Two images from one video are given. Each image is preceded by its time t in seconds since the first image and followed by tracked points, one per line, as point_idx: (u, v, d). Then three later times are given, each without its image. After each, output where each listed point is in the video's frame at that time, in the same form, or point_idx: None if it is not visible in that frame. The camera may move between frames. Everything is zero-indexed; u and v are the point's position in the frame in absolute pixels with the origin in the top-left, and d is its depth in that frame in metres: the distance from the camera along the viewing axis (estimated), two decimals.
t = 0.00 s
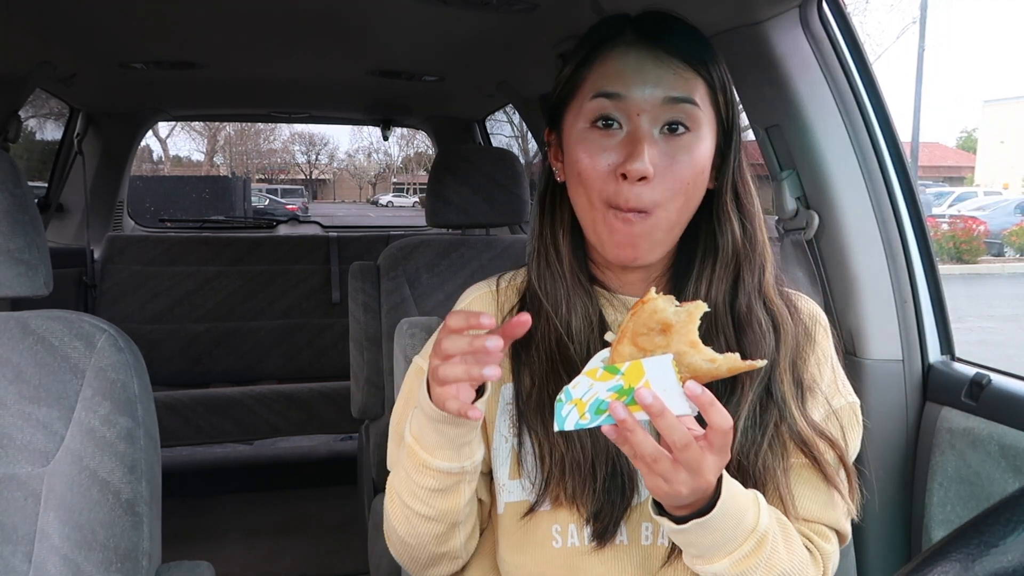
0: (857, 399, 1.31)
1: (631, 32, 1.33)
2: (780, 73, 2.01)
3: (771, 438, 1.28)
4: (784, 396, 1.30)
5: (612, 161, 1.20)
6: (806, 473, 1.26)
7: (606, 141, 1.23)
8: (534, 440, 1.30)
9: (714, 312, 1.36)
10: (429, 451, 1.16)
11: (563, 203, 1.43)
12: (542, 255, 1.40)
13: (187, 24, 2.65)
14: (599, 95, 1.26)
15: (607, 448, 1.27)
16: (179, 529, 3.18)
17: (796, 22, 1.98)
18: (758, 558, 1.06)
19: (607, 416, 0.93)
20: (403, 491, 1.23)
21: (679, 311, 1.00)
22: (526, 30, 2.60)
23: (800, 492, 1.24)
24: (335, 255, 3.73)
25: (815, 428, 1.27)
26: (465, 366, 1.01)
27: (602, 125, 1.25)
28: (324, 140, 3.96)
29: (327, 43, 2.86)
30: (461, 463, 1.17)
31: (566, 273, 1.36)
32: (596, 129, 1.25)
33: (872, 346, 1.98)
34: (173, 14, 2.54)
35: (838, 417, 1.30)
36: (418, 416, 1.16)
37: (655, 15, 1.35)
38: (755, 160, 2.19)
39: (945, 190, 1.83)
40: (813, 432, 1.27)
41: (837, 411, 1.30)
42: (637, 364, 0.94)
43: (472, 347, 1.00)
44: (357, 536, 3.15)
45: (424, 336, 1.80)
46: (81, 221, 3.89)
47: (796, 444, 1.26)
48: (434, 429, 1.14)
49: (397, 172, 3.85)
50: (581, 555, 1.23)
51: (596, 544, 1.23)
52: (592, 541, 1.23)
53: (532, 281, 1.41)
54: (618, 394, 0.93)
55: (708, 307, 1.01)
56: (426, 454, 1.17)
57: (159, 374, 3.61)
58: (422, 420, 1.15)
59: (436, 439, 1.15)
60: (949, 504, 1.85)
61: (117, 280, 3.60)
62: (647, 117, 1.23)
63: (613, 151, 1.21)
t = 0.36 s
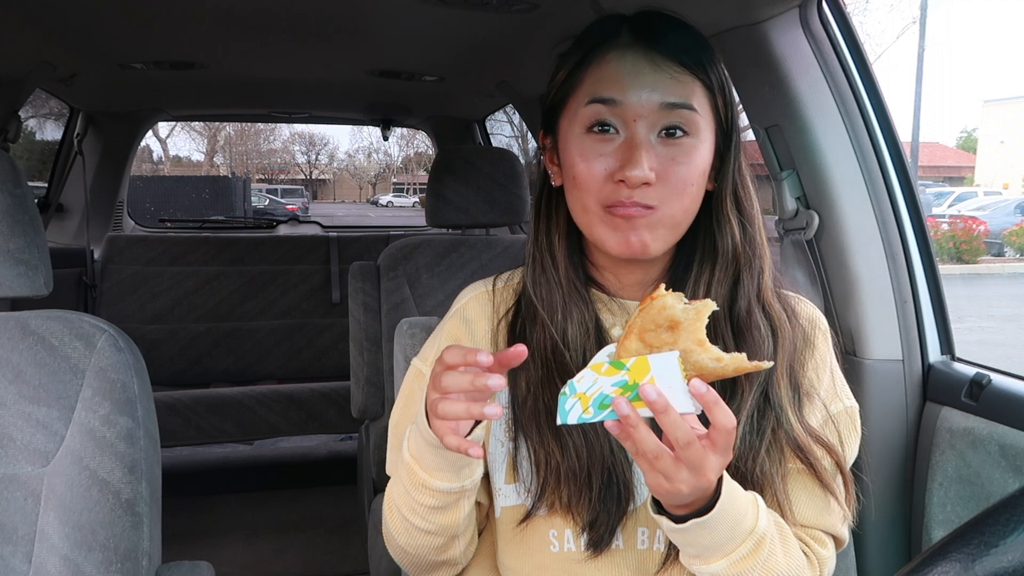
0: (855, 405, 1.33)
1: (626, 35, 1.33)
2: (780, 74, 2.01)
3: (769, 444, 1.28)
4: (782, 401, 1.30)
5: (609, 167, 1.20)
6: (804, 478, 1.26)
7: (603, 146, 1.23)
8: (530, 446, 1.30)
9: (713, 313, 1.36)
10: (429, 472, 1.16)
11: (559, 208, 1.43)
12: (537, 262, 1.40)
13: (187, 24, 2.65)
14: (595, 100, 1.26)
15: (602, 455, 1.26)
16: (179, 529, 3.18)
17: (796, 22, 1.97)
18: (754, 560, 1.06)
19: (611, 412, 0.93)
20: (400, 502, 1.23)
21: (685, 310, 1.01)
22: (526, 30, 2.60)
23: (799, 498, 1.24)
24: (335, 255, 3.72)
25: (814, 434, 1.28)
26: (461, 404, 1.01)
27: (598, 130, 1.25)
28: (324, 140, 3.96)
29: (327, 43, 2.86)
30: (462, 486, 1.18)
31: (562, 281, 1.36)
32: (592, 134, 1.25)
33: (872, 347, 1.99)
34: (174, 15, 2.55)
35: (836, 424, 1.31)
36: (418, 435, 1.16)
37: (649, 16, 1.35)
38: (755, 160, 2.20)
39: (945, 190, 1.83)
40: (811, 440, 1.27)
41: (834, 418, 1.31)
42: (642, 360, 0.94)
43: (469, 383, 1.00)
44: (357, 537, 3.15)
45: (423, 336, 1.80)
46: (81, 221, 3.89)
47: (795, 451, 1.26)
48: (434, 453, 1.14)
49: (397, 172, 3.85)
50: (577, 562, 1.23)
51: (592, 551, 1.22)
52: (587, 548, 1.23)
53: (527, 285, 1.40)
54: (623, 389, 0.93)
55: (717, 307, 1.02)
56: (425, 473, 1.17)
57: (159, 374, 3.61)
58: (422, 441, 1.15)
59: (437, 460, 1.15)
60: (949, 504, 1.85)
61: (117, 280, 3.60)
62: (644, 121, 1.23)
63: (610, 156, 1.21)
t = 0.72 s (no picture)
0: (856, 402, 1.32)
1: (621, 42, 1.33)
2: (780, 74, 2.01)
3: (771, 442, 1.28)
4: (784, 399, 1.30)
5: (608, 176, 1.20)
6: (808, 477, 1.26)
7: (601, 156, 1.22)
8: (532, 446, 1.30)
9: (714, 313, 1.36)
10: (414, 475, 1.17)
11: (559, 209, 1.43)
12: (538, 263, 1.40)
13: (187, 24, 2.65)
14: (592, 109, 1.26)
15: (606, 456, 1.26)
16: (179, 529, 3.18)
17: (796, 22, 1.97)
18: (763, 561, 1.06)
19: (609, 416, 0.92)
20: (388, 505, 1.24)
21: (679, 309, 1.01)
22: (526, 30, 2.60)
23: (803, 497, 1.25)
24: (335, 255, 3.72)
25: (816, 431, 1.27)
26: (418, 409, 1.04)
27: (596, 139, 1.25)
28: (324, 140, 3.96)
29: (327, 43, 2.86)
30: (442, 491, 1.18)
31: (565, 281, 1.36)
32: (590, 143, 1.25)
33: (872, 347, 1.98)
34: (174, 15, 2.55)
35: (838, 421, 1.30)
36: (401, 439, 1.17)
37: (644, 22, 1.35)
38: (755, 160, 2.20)
39: (945, 190, 1.83)
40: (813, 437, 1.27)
41: (835, 416, 1.31)
42: (638, 361, 0.92)
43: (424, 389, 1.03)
44: (357, 537, 3.14)
45: (423, 336, 1.80)
46: (81, 221, 3.89)
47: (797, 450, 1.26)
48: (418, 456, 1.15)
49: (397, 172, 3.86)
50: (582, 562, 1.23)
51: (596, 551, 1.23)
52: (592, 549, 1.23)
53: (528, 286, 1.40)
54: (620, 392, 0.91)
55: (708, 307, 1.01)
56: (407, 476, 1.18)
57: (159, 374, 3.61)
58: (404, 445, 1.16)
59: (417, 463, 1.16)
60: (949, 504, 1.86)
61: (117, 280, 3.60)
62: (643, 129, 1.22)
63: (608, 166, 1.21)
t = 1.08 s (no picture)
0: (854, 403, 1.33)
1: (601, 51, 1.30)
2: (781, 74, 2.00)
3: (759, 433, 1.29)
4: (770, 389, 1.31)
5: (601, 192, 1.19)
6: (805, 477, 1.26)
7: (592, 173, 1.21)
8: (531, 443, 1.30)
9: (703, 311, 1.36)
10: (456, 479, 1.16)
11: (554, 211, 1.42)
12: (535, 266, 1.39)
13: (187, 24, 2.65)
14: (579, 129, 1.23)
15: (606, 457, 1.26)
16: (179, 529, 3.18)
17: (796, 22, 1.97)
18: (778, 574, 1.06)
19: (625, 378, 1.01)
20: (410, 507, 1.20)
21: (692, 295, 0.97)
22: (526, 30, 2.60)
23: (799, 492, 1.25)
24: (335, 254, 3.72)
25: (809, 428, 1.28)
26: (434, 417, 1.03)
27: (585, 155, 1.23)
28: (324, 140, 3.96)
29: (327, 43, 2.86)
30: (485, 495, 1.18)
31: (563, 284, 1.36)
32: (578, 163, 1.22)
33: (872, 347, 1.98)
34: (174, 15, 2.55)
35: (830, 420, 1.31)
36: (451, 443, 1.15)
37: (624, 23, 1.32)
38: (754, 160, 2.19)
39: (945, 189, 1.83)
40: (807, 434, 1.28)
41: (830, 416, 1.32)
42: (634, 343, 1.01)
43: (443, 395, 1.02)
44: (357, 537, 3.15)
45: (424, 336, 1.81)
46: (81, 221, 3.89)
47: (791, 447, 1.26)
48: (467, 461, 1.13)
49: (397, 172, 3.86)
50: (581, 559, 1.23)
51: (595, 547, 1.23)
52: (591, 545, 1.24)
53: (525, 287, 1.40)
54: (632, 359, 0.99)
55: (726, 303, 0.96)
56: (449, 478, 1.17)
57: (159, 374, 3.61)
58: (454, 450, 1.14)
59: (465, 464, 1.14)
60: (949, 504, 1.86)
61: (116, 280, 3.60)
62: (630, 147, 1.19)
63: (600, 182, 1.20)
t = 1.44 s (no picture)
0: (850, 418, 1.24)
1: (629, 31, 1.35)
2: (780, 73, 2.00)
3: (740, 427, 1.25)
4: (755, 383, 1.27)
5: (626, 164, 1.19)
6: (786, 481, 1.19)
7: (617, 141, 1.23)
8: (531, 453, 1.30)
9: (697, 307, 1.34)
10: (529, 523, 0.98)
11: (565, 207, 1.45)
12: (545, 260, 1.41)
13: (186, 25, 2.66)
14: (606, 101, 1.26)
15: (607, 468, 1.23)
16: (180, 529, 3.18)
17: (796, 22, 1.97)
18: (762, 531, 0.96)
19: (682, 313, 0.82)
20: (464, 545, 1.03)
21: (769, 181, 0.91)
22: (526, 30, 2.60)
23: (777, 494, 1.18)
24: (335, 254, 3.73)
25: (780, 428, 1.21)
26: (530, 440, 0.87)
27: (610, 126, 1.24)
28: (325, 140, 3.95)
29: (327, 44, 2.86)
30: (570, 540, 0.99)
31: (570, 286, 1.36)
32: (605, 131, 1.24)
33: (872, 346, 1.98)
34: (174, 14, 2.55)
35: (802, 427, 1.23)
36: (521, 468, 0.99)
37: (648, 12, 1.37)
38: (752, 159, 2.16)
39: (944, 190, 1.83)
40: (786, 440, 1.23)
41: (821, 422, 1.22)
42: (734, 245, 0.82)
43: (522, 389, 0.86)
44: (357, 536, 3.15)
45: (424, 337, 1.81)
46: (82, 221, 3.90)
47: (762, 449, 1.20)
48: (543, 500, 0.96)
49: (397, 172, 3.87)
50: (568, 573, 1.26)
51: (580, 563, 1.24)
52: (576, 561, 1.25)
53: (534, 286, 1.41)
54: (705, 283, 0.82)
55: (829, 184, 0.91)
56: (521, 525, 0.98)
57: (160, 374, 3.63)
58: (526, 475, 0.98)
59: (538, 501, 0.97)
60: (948, 503, 1.87)
61: (117, 281, 3.62)
62: (657, 115, 1.22)
63: (624, 152, 1.21)
